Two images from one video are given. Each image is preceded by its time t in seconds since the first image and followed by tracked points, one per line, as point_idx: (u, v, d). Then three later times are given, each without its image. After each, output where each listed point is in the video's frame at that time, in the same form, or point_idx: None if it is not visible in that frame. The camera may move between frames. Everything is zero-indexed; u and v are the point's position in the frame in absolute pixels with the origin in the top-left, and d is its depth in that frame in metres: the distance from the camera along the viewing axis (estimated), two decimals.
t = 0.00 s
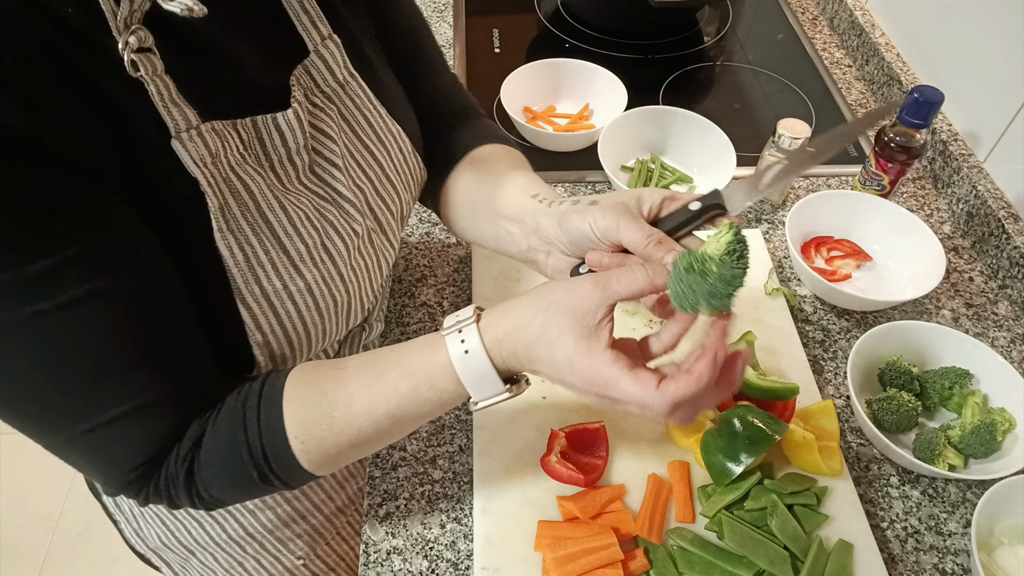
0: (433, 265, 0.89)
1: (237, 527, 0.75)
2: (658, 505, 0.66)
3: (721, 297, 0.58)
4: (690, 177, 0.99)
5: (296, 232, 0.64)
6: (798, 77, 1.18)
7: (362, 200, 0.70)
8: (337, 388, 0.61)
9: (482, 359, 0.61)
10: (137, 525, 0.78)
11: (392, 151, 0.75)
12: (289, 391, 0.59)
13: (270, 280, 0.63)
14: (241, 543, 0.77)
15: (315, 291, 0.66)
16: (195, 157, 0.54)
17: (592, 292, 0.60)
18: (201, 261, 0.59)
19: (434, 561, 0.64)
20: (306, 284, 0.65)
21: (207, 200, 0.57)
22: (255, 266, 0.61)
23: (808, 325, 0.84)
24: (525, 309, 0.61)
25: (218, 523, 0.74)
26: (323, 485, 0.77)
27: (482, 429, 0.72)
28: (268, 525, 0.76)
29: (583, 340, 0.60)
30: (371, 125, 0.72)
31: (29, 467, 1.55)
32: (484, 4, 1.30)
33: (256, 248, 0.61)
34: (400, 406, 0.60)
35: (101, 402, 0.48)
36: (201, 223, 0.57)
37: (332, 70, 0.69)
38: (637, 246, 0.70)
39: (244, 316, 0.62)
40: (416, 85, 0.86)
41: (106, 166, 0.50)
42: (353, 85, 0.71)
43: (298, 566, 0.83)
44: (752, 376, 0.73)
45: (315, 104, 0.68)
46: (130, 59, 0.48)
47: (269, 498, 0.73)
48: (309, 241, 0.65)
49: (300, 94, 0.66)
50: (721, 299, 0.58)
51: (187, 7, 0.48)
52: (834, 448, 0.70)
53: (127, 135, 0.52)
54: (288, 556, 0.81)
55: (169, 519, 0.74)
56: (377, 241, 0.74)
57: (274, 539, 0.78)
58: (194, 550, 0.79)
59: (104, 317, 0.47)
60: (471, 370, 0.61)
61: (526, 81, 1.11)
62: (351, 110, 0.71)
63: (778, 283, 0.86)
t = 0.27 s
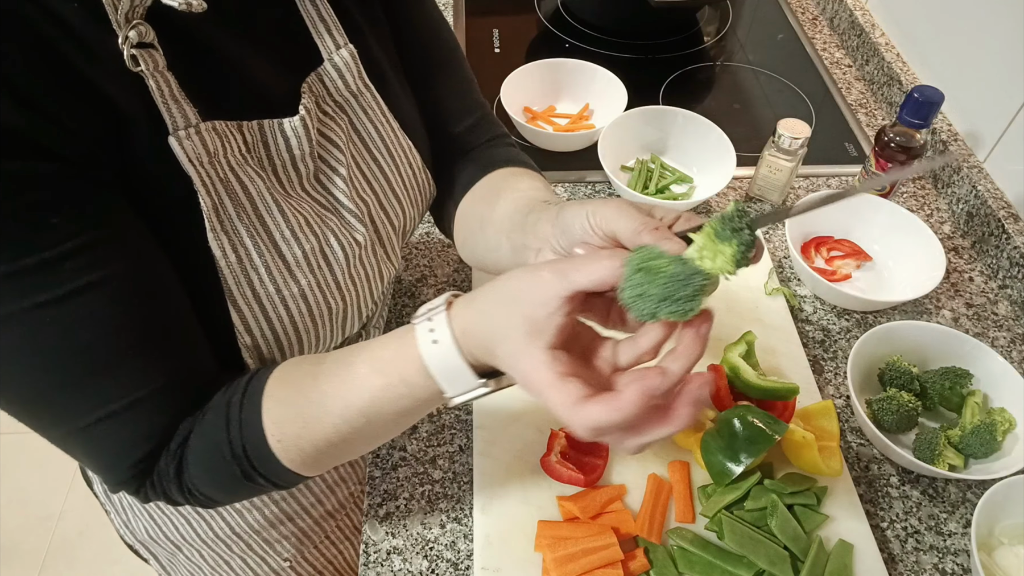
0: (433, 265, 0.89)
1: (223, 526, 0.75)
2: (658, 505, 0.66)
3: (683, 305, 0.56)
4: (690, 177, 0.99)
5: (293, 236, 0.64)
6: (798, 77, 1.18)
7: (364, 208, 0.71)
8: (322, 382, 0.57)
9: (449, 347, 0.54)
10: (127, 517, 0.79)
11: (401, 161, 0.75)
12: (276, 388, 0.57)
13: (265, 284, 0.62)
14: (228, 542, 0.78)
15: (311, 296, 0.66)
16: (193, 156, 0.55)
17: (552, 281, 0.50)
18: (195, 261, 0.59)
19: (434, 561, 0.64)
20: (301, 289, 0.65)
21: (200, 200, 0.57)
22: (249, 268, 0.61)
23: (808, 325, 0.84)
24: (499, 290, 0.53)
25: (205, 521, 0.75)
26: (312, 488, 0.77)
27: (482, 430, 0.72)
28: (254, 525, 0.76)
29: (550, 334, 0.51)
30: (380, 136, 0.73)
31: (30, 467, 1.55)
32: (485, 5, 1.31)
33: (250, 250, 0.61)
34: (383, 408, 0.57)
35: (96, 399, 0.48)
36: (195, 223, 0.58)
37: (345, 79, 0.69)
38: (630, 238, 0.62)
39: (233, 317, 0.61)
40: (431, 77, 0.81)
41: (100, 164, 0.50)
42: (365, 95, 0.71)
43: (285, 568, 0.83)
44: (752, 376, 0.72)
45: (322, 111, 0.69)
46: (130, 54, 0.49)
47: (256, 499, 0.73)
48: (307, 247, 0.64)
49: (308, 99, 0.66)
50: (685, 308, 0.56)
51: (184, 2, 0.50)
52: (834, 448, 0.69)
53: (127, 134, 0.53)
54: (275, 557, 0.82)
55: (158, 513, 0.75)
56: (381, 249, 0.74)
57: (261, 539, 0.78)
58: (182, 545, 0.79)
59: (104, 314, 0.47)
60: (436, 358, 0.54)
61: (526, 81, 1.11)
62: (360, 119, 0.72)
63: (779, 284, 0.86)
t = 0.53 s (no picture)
0: (433, 265, 0.89)
1: (219, 522, 0.75)
2: (658, 505, 0.66)
3: (577, 358, 0.48)
4: (690, 177, 0.99)
5: (289, 239, 0.63)
6: (798, 77, 1.18)
7: (364, 212, 0.70)
8: (303, 376, 0.56)
9: (397, 357, 0.53)
10: (124, 510, 0.79)
11: (403, 168, 0.75)
12: (251, 382, 0.56)
13: (260, 285, 0.62)
14: (223, 538, 0.78)
15: (305, 297, 0.66)
16: (190, 157, 0.55)
17: (489, 295, 0.50)
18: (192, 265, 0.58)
19: (434, 561, 0.64)
20: (295, 291, 0.65)
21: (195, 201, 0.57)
22: (243, 270, 0.61)
23: (808, 325, 0.84)
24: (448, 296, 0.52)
25: (201, 517, 0.75)
26: (308, 486, 0.77)
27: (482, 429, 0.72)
28: (249, 522, 0.76)
29: (477, 351, 0.49)
30: (382, 141, 0.73)
31: (30, 467, 1.55)
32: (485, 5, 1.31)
33: (246, 251, 0.61)
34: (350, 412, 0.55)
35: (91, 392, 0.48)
36: (190, 225, 0.57)
37: (351, 84, 0.69)
38: (607, 258, 0.62)
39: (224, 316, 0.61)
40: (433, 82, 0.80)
41: (100, 162, 0.50)
42: (370, 100, 0.71)
43: (281, 566, 0.83)
44: (752, 376, 0.72)
45: (326, 115, 0.68)
46: (131, 52, 0.49)
47: (251, 496, 0.73)
48: (303, 250, 0.64)
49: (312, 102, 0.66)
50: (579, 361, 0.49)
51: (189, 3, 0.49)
52: (834, 448, 0.69)
53: (126, 132, 0.53)
54: (270, 555, 0.81)
55: (154, 507, 0.74)
56: (379, 254, 0.74)
57: (257, 537, 0.78)
58: (177, 540, 0.79)
59: (102, 314, 0.47)
60: (382, 367, 0.53)
61: (526, 81, 1.11)
62: (364, 124, 0.71)
63: (779, 284, 0.86)
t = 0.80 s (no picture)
0: (432, 265, 0.89)
1: (217, 520, 0.75)
2: (658, 505, 0.66)
3: (536, 346, 0.48)
4: (689, 177, 0.99)
5: (284, 239, 0.63)
6: (797, 77, 1.18)
7: (359, 213, 0.71)
8: (296, 375, 0.56)
9: (373, 356, 0.53)
10: (121, 507, 0.79)
11: (398, 168, 0.75)
12: (246, 381, 0.56)
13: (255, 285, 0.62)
14: (221, 536, 0.78)
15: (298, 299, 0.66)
16: (185, 158, 0.55)
17: (454, 295, 0.50)
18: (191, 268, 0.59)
19: (434, 561, 0.64)
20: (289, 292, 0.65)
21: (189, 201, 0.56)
22: (238, 270, 0.61)
23: (808, 325, 0.84)
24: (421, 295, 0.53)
25: (198, 514, 0.75)
26: (306, 485, 0.77)
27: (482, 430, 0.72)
28: (246, 519, 0.76)
29: (440, 352, 0.48)
30: (378, 142, 0.73)
31: (30, 467, 1.55)
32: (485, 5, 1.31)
33: (241, 252, 0.60)
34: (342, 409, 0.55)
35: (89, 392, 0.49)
36: (185, 226, 0.57)
37: (347, 84, 0.69)
38: (578, 262, 0.62)
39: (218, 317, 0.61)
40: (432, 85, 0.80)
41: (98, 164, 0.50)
42: (366, 100, 0.71)
43: (279, 565, 0.83)
44: (753, 376, 0.72)
45: (322, 116, 0.68)
46: (126, 53, 0.49)
47: (248, 493, 0.73)
48: (298, 250, 0.64)
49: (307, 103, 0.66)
50: (544, 349, 0.48)
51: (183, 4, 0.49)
52: (834, 448, 0.69)
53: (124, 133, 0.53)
54: (267, 553, 0.81)
55: (152, 504, 0.74)
56: (375, 254, 0.74)
57: (254, 535, 0.78)
58: (174, 537, 0.79)
59: (99, 315, 0.48)
60: (358, 367, 0.53)
61: (526, 81, 1.11)
62: (360, 125, 0.71)
63: (779, 284, 0.86)
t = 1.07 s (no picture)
0: (432, 265, 0.89)
1: (217, 520, 0.75)
2: (658, 505, 0.66)
3: (532, 333, 0.48)
4: (689, 177, 0.99)
5: (283, 240, 0.63)
6: (797, 77, 1.18)
7: (357, 213, 0.71)
8: (298, 374, 0.56)
9: (376, 356, 0.53)
10: (121, 507, 0.78)
11: (397, 169, 0.75)
12: (246, 382, 0.56)
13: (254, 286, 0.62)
14: (221, 536, 0.78)
15: (296, 299, 0.66)
16: (184, 160, 0.55)
17: (447, 293, 0.50)
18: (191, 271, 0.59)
19: (434, 561, 0.64)
20: (287, 292, 0.65)
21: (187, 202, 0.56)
22: (237, 271, 0.61)
23: (808, 325, 0.84)
24: (417, 295, 0.53)
25: (199, 514, 0.75)
26: (306, 485, 0.77)
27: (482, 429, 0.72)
28: (246, 519, 0.76)
29: (437, 351, 0.49)
30: (377, 142, 0.73)
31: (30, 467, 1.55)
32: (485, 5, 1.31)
33: (240, 253, 0.60)
34: (339, 408, 0.55)
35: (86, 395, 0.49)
36: (183, 227, 0.57)
37: (346, 85, 0.68)
38: (566, 263, 0.61)
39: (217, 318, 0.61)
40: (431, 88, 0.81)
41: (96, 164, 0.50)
42: (365, 100, 0.71)
43: (278, 565, 0.83)
44: (753, 376, 0.72)
45: (321, 116, 0.68)
46: (124, 54, 0.49)
47: (248, 493, 0.73)
48: (297, 250, 0.64)
49: (307, 103, 0.66)
50: (541, 336, 0.48)
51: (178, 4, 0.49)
52: (834, 448, 0.69)
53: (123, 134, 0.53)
54: (267, 552, 0.81)
55: (152, 504, 0.74)
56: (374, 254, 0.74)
57: (254, 535, 0.78)
58: (175, 537, 0.79)
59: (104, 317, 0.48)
60: (362, 367, 0.53)
61: (525, 81, 1.11)
62: (359, 125, 0.71)
63: (779, 283, 0.86)
